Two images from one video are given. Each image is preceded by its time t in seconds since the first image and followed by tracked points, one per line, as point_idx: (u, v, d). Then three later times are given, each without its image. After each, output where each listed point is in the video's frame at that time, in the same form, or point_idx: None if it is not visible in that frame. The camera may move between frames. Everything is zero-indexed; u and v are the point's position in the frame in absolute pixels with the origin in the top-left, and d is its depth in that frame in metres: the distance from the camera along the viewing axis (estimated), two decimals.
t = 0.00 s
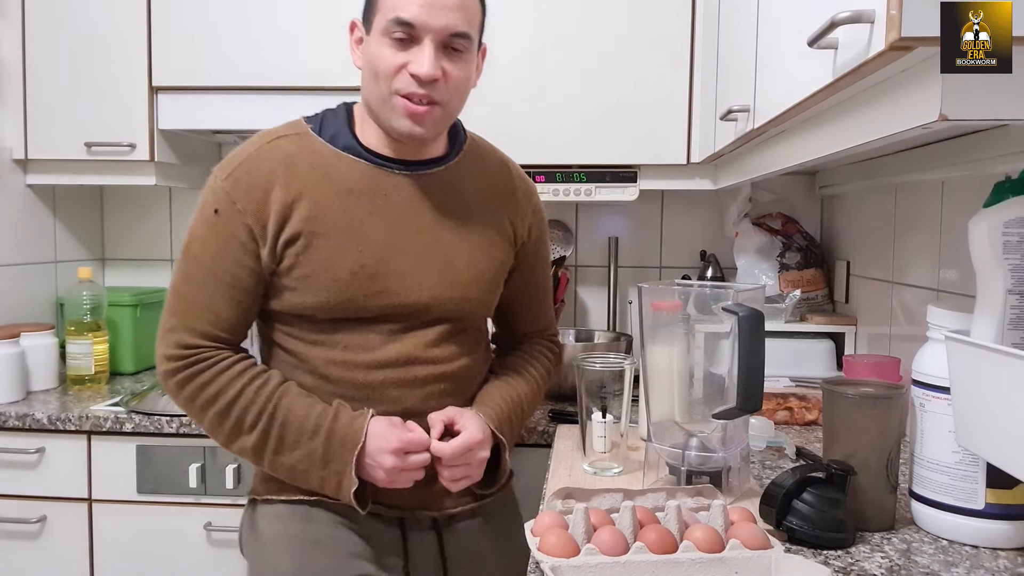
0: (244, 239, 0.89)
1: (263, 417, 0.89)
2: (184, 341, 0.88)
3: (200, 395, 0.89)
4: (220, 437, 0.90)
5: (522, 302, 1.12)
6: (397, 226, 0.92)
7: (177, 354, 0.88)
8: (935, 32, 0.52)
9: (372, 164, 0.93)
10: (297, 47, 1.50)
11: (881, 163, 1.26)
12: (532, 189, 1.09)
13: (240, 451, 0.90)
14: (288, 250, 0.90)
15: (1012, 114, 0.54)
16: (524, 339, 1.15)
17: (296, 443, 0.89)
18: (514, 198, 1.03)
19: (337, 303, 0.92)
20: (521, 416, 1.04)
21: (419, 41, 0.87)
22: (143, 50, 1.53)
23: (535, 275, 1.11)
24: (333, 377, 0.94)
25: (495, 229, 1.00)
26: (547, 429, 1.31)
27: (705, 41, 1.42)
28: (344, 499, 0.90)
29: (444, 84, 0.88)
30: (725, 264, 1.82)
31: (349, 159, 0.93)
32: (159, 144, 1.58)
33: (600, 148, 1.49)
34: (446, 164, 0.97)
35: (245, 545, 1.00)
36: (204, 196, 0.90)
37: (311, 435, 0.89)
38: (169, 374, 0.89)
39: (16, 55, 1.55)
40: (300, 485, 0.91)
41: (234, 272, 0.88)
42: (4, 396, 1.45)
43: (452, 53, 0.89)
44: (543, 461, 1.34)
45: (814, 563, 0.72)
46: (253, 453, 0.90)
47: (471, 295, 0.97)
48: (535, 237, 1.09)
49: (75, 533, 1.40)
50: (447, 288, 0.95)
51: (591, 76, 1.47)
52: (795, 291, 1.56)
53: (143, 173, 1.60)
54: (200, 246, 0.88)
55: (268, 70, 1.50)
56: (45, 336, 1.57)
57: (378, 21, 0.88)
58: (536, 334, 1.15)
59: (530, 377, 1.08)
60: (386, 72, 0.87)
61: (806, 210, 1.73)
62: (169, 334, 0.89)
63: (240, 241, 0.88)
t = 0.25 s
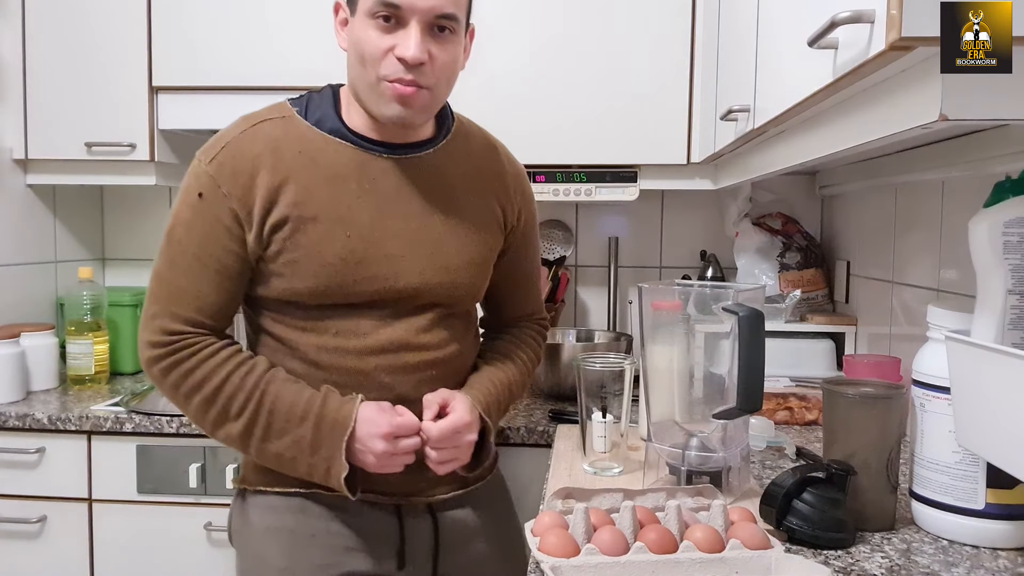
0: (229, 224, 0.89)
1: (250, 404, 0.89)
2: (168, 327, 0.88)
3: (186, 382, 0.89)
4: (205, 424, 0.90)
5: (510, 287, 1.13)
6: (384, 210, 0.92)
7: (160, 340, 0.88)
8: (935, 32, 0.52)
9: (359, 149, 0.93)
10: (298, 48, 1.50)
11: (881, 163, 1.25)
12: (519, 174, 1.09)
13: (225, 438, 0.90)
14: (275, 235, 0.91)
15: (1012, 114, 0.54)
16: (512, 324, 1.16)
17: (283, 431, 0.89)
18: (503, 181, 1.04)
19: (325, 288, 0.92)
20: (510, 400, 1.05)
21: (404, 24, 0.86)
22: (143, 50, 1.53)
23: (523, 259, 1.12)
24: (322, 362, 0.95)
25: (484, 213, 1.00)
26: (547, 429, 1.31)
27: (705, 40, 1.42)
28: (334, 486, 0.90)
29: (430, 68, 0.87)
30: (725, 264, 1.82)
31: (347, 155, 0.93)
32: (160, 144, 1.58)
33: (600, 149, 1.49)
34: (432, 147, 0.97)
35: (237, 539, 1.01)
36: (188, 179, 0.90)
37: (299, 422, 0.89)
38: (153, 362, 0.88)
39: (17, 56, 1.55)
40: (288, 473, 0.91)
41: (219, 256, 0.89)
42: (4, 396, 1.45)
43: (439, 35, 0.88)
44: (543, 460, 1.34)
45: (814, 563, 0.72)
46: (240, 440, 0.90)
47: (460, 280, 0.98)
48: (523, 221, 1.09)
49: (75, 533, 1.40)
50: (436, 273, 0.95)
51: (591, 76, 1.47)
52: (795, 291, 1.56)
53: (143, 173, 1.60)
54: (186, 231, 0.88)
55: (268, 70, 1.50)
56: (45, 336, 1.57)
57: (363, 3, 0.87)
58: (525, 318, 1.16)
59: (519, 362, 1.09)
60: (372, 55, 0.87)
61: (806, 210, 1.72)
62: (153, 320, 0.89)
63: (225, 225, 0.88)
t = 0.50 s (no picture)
0: (235, 236, 0.91)
1: (258, 414, 0.91)
2: (178, 338, 0.91)
3: (195, 392, 0.91)
4: (214, 434, 0.93)
5: (512, 291, 1.15)
6: (387, 220, 0.95)
7: (169, 352, 0.91)
8: (935, 32, 0.52)
9: (362, 161, 0.95)
10: (298, 47, 1.50)
11: (881, 163, 1.26)
12: (520, 181, 1.11)
13: (233, 447, 0.93)
14: (280, 246, 0.93)
15: (1012, 114, 0.54)
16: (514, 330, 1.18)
17: (290, 439, 0.91)
18: (502, 189, 1.06)
19: (330, 297, 0.95)
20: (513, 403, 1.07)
21: (404, 39, 0.89)
22: (143, 50, 1.53)
23: (525, 264, 1.14)
24: (331, 368, 0.98)
25: (484, 221, 1.02)
26: (547, 429, 1.31)
27: (705, 41, 1.42)
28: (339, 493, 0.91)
29: (430, 81, 0.90)
30: (725, 264, 1.82)
31: (351, 164, 0.94)
32: (160, 144, 1.58)
33: (600, 148, 1.49)
34: (434, 158, 0.99)
35: (245, 536, 1.05)
36: (195, 194, 0.93)
37: (305, 431, 0.91)
38: (163, 372, 0.91)
39: (17, 55, 1.55)
40: (295, 480, 0.93)
41: (226, 267, 0.91)
42: (5, 396, 1.45)
43: (438, 49, 0.91)
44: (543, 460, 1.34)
45: (815, 562, 0.72)
46: (248, 449, 0.92)
47: (462, 287, 1.00)
48: (523, 226, 1.11)
49: (75, 533, 1.40)
50: (438, 280, 0.98)
51: (591, 76, 1.47)
52: (795, 291, 1.56)
53: (143, 173, 1.60)
54: (193, 244, 0.91)
55: (268, 70, 1.50)
56: (46, 336, 1.57)
57: (364, 19, 0.90)
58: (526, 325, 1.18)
59: (520, 366, 1.11)
60: (373, 69, 0.90)
61: (806, 210, 1.72)
62: (164, 331, 0.92)
63: (231, 238, 0.91)
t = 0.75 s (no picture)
0: (237, 239, 0.92)
1: (266, 411, 0.91)
2: (185, 344, 0.91)
3: (201, 395, 0.91)
4: (225, 435, 0.93)
5: (512, 281, 1.16)
6: (388, 217, 0.96)
7: (175, 358, 0.90)
8: (935, 32, 0.52)
9: (361, 162, 0.96)
10: (297, 47, 1.50)
11: (881, 163, 1.26)
12: (512, 176, 1.13)
13: (244, 446, 0.93)
14: (283, 247, 0.94)
15: (1012, 114, 0.54)
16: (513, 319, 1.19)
17: (299, 434, 0.91)
18: (496, 186, 1.08)
19: (334, 296, 0.95)
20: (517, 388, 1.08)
21: (398, 41, 0.90)
22: (143, 50, 1.53)
23: (521, 256, 1.16)
24: (338, 364, 0.98)
25: (481, 216, 1.04)
26: (547, 429, 1.31)
27: (705, 41, 1.42)
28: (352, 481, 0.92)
29: (424, 83, 0.91)
30: (725, 264, 1.82)
31: (351, 165, 0.95)
32: (159, 144, 1.58)
33: (600, 148, 1.49)
34: (429, 155, 1.01)
35: (252, 530, 1.06)
36: (194, 201, 0.93)
37: (313, 424, 0.91)
38: (170, 378, 0.91)
39: (16, 55, 1.55)
40: (307, 474, 0.93)
41: (230, 272, 0.92)
42: (5, 396, 1.45)
43: (432, 51, 0.92)
44: (544, 459, 1.34)
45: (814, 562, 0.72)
46: (258, 446, 0.92)
47: (464, 280, 1.01)
48: (518, 221, 1.13)
49: (75, 533, 1.40)
50: (440, 275, 0.99)
51: (590, 76, 1.47)
52: (795, 291, 1.56)
53: (143, 173, 1.60)
54: (196, 249, 0.91)
55: (267, 70, 1.50)
56: (45, 335, 1.57)
57: (359, 21, 0.91)
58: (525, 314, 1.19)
59: (522, 352, 1.12)
60: (367, 72, 0.91)
61: (806, 210, 1.72)
62: (168, 338, 0.91)
63: (234, 241, 0.92)
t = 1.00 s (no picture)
0: (235, 234, 0.92)
1: (267, 405, 0.91)
2: (182, 341, 0.90)
3: (200, 393, 0.91)
4: (226, 432, 0.93)
5: (499, 277, 1.19)
6: (384, 213, 0.97)
7: (173, 356, 0.90)
8: (935, 32, 0.52)
9: (354, 158, 0.97)
10: (297, 47, 1.50)
11: (880, 163, 1.26)
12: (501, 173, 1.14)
13: (246, 443, 0.93)
14: (280, 243, 0.94)
15: (1012, 114, 0.54)
16: (501, 317, 1.22)
17: (302, 427, 0.91)
18: (487, 181, 1.09)
19: (331, 290, 0.96)
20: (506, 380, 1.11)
21: (390, 40, 0.90)
22: (143, 50, 1.53)
23: (508, 252, 1.17)
24: (334, 358, 0.99)
25: (473, 212, 1.05)
26: (547, 429, 1.31)
27: (705, 41, 1.42)
28: (356, 471, 0.91)
29: (415, 82, 0.91)
30: (725, 264, 1.82)
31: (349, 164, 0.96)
32: (159, 144, 1.58)
33: (600, 148, 1.49)
34: (422, 152, 1.02)
35: (243, 529, 1.05)
36: (190, 197, 0.93)
37: (316, 416, 0.91)
38: (168, 377, 0.91)
39: (16, 55, 1.55)
40: (310, 467, 0.93)
41: (228, 267, 0.92)
42: (4, 396, 1.45)
43: (423, 50, 0.93)
44: (543, 459, 1.34)
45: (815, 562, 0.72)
46: (261, 441, 0.92)
47: (458, 275, 1.03)
48: (507, 217, 1.15)
49: (75, 533, 1.40)
50: (435, 269, 1.00)
51: (590, 76, 1.47)
52: (795, 290, 1.55)
53: (142, 173, 1.60)
54: (194, 246, 0.91)
55: (267, 70, 1.50)
56: (45, 336, 1.57)
57: (350, 20, 0.91)
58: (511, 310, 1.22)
59: (510, 346, 1.15)
60: (358, 70, 0.91)
61: (805, 210, 1.73)
62: (165, 335, 0.91)
63: (231, 236, 0.92)
